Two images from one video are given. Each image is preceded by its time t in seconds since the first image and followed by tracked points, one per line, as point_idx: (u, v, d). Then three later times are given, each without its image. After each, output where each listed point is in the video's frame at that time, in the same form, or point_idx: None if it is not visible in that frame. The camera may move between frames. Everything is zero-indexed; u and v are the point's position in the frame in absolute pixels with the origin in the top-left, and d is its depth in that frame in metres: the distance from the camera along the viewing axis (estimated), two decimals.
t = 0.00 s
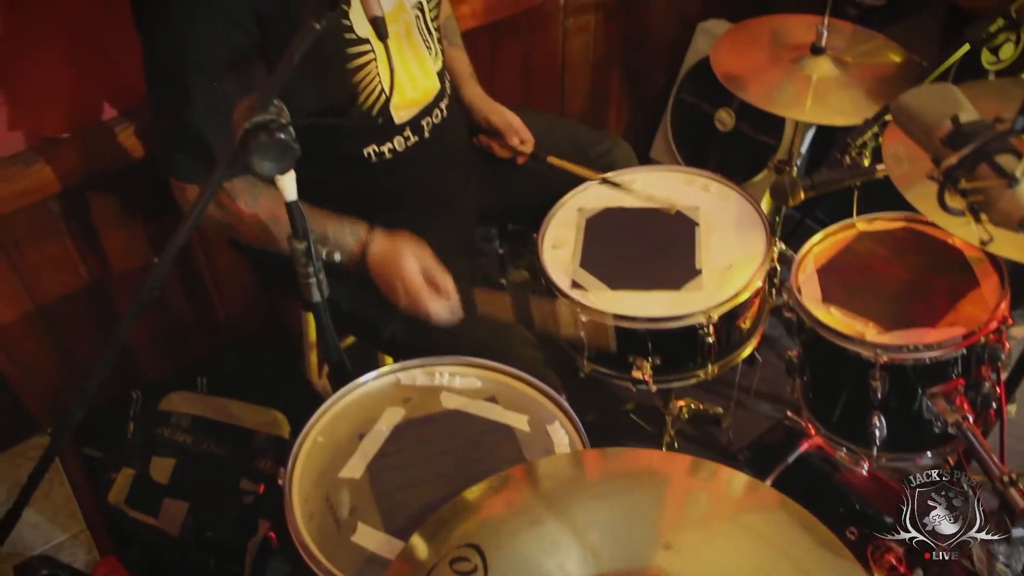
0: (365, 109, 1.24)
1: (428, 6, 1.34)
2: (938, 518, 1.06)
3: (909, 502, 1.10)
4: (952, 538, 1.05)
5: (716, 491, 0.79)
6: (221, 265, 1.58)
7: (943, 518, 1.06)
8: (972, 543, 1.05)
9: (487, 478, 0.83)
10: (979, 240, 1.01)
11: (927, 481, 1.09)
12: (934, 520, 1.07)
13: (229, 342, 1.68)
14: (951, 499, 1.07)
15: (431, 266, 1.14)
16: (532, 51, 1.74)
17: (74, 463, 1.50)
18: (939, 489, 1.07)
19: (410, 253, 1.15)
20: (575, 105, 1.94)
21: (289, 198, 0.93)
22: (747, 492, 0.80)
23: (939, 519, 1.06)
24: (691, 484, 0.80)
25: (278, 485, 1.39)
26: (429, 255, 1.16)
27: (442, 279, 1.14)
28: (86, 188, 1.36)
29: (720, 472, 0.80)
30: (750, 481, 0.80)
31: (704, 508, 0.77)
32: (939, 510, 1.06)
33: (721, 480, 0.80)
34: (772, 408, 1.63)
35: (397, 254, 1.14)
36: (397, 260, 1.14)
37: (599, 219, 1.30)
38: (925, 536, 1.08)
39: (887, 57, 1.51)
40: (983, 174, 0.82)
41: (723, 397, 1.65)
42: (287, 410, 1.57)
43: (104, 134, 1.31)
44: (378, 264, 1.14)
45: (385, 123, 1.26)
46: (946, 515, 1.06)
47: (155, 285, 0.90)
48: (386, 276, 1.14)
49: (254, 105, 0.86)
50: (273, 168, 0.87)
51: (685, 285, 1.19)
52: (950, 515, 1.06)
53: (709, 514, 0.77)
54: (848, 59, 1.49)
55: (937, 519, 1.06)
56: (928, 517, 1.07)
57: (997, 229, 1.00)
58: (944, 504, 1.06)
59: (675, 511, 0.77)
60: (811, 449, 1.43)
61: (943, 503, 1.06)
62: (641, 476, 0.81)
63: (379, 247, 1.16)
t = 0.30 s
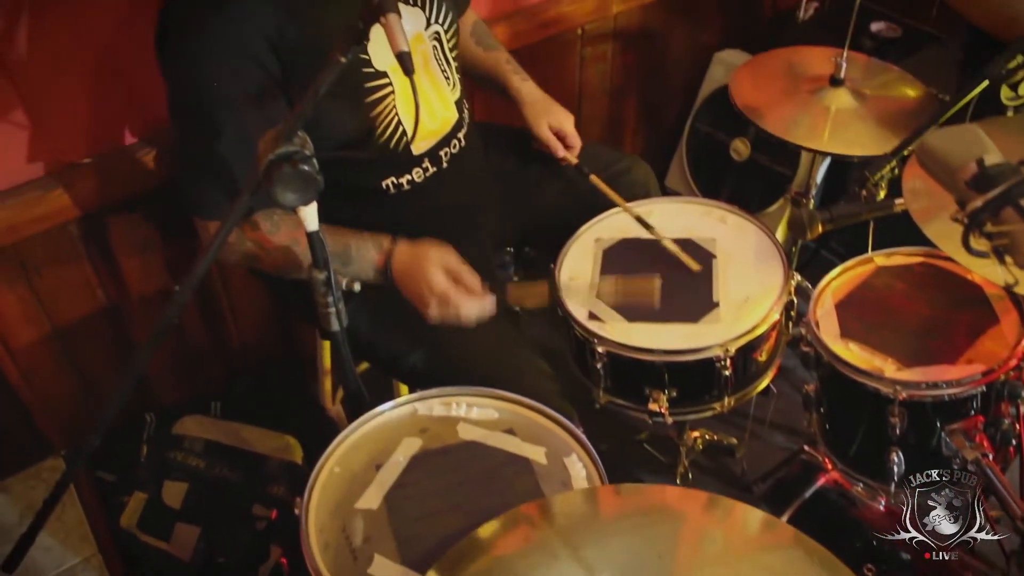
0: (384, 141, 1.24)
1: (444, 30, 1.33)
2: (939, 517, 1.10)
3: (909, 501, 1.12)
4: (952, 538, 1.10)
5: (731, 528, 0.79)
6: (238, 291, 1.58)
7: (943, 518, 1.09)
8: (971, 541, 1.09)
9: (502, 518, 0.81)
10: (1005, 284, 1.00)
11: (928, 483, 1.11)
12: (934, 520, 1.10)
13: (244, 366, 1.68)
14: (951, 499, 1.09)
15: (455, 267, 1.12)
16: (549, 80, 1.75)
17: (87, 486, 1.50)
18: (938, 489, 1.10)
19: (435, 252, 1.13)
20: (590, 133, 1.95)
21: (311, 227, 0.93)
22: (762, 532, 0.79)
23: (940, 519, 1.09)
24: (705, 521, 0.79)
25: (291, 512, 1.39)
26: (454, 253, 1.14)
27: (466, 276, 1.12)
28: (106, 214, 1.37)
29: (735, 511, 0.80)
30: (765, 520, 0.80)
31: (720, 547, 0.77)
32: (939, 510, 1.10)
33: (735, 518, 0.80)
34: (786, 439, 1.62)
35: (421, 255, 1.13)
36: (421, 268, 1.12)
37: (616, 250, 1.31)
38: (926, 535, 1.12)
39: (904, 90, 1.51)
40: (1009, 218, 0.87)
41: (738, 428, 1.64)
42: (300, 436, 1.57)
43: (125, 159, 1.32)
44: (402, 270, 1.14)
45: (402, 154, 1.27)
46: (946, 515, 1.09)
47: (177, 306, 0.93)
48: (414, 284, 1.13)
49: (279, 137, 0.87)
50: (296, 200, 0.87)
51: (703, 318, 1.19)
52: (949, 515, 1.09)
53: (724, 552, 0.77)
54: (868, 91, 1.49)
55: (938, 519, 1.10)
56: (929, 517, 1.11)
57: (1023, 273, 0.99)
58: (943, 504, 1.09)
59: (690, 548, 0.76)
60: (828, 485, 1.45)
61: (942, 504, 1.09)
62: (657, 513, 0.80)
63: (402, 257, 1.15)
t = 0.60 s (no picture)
0: (395, 172, 1.25)
1: (457, 61, 1.33)
2: (939, 518, 1.09)
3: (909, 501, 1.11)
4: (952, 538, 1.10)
5: (738, 556, 0.78)
6: (249, 314, 1.58)
7: (943, 518, 1.09)
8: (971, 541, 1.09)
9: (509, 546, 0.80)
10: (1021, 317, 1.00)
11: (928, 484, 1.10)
12: (934, 520, 1.10)
13: (253, 388, 1.68)
14: (951, 500, 1.08)
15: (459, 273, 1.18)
16: (560, 104, 1.76)
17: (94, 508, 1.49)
18: (938, 490, 1.09)
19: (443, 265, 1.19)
20: (600, 157, 1.96)
21: (325, 254, 0.93)
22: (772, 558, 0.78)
23: (940, 520, 1.09)
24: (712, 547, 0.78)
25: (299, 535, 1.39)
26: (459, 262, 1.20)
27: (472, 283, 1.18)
28: (118, 236, 1.37)
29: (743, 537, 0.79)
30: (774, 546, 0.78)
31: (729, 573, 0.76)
32: (939, 510, 1.09)
33: (742, 544, 0.78)
34: (795, 465, 1.62)
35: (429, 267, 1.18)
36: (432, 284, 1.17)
37: (627, 275, 1.31)
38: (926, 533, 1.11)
39: (914, 117, 1.52)
40: None
41: (747, 453, 1.64)
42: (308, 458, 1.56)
43: (138, 182, 1.32)
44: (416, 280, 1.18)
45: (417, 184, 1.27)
46: (946, 515, 1.08)
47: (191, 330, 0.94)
48: (422, 295, 1.17)
49: (295, 165, 0.87)
50: (311, 227, 0.86)
51: (714, 344, 1.19)
52: (949, 515, 1.08)
53: None
54: (877, 120, 1.50)
55: (938, 519, 1.09)
56: (929, 517, 1.10)
57: None
58: (944, 505, 1.08)
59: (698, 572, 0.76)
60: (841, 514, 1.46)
61: (942, 505, 1.08)
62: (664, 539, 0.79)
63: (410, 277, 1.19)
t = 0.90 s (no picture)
0: (406, 208, 1.25)
1: (468, 95, 1.34)
2: (939, 517, 1.09)
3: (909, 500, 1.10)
4: (952, 538, 1.10)
5: None
6: (257, 343, 1.59)
7: (943, 518, 1.08)
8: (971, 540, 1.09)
9: None
10: None
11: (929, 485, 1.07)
12: (935, 519, 1.09)
13: (260, 418, 1.68)
14: (953, 499, 1.07)
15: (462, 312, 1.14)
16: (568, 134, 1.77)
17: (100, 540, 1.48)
18: (939, 489, 1.06)
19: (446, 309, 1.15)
20: (607, 186, 1.96)
21: (337, 288, 0.93)
22: None
23: (940, 519, 1.09)
24: None
25: (306, 566, 1.38)
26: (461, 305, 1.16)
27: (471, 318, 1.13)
28: (127, 265, 1.37)
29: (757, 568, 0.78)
30: None
31: None
32: (939, 510, 1.08)
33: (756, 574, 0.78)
34: (804, 494, 1.61)
35: (430, 307, 1.14)
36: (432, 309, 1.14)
37: (636, 307, 1.31)
38: (924, 534, 1.12)
39: (919, 146, 1.53)
40: None
41: (756, 483, 1.63)
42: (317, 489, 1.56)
43: (148, 213, 1.33)
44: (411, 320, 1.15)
45: (427, 220, 1.28)
46: (946, 515, 1.08)
47: (202, 364, 0.95)
48: (421, 334, 1.14)
49: (308, 201, 0.87)
50: (324, 262, 0.85)
51: (724, 377, 1.19)
52: (950, 515, 1.08)
53: None
54: (884, 150, 1.51)
55: (938, 518, 1.09)
56: (929, 517, 1.10)
57: None
58: (944, 505, 1.07)
59: None
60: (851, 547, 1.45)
61: (943, 504, 1.07)
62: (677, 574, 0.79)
63: (411, 314, 1.16)
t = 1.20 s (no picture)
0: (416, 237, 1.26)
1: (476, 123, 1.35)
2: (938, 518, 1.05)
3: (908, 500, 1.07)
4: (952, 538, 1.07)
5: None
6: (267, 370, 1.59)
7: (943, 518, 1.05)
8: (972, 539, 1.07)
9: None
10: None
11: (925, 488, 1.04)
12: (934, 520, 1.06)
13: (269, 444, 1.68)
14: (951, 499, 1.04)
15: (476, 344, 1.15)
16: (576, 161, 1.77)
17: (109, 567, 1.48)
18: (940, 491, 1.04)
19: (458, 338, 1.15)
20: (616, 213, 1.97)
21: (348, 319, 0.93)
22: None
23: (939, 520, 1.05)
24: None
25: None
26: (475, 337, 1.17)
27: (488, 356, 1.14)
28: (139, 294, 1.38)
29: None
30: None
31: None
32: (939, 510, 1.05)
33: None
34: (814, 522, 1.60)
35: (444, 337, 1.14)
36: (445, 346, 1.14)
37: (647, 336, 1.31)
38: (925, 535, 1.09)
39: (927, 172, 1.54)
40: None
41: (766, 511, 1.62)
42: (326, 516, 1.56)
43: (160, 242, 1.34)
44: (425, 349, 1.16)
45: (433, 247, 1.28)
46: (946, 515, 1.05)
47: (214, 396, 0.95)
48: (435, 365, 1.14)
49: (320, 234, 0.87)
50: (337, 294, 0.85)
51: (735, 406, 1.18)
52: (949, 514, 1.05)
53: None
54: (893, 178, 1.51)
55: (937, 519, 1.05)
56: (929, 517, 1.06)
57: None
58: (943, 505, 1.04)
59: None
60: None
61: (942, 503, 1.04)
62: None
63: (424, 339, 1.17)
